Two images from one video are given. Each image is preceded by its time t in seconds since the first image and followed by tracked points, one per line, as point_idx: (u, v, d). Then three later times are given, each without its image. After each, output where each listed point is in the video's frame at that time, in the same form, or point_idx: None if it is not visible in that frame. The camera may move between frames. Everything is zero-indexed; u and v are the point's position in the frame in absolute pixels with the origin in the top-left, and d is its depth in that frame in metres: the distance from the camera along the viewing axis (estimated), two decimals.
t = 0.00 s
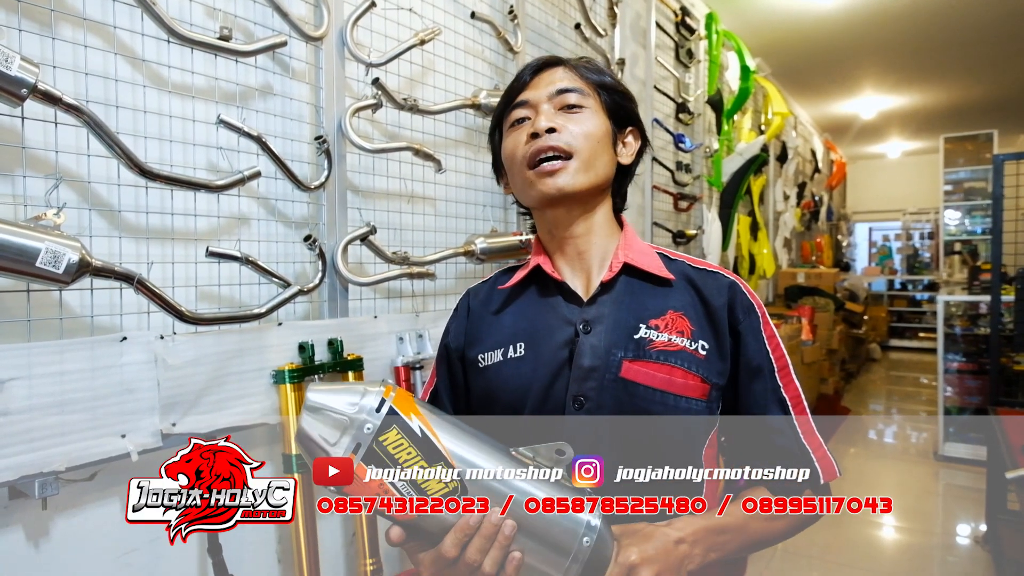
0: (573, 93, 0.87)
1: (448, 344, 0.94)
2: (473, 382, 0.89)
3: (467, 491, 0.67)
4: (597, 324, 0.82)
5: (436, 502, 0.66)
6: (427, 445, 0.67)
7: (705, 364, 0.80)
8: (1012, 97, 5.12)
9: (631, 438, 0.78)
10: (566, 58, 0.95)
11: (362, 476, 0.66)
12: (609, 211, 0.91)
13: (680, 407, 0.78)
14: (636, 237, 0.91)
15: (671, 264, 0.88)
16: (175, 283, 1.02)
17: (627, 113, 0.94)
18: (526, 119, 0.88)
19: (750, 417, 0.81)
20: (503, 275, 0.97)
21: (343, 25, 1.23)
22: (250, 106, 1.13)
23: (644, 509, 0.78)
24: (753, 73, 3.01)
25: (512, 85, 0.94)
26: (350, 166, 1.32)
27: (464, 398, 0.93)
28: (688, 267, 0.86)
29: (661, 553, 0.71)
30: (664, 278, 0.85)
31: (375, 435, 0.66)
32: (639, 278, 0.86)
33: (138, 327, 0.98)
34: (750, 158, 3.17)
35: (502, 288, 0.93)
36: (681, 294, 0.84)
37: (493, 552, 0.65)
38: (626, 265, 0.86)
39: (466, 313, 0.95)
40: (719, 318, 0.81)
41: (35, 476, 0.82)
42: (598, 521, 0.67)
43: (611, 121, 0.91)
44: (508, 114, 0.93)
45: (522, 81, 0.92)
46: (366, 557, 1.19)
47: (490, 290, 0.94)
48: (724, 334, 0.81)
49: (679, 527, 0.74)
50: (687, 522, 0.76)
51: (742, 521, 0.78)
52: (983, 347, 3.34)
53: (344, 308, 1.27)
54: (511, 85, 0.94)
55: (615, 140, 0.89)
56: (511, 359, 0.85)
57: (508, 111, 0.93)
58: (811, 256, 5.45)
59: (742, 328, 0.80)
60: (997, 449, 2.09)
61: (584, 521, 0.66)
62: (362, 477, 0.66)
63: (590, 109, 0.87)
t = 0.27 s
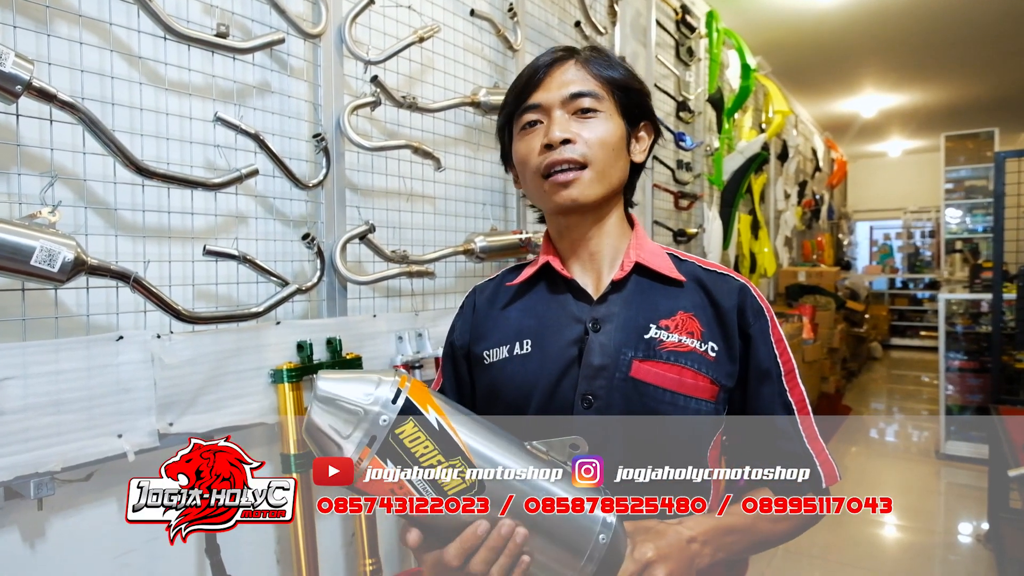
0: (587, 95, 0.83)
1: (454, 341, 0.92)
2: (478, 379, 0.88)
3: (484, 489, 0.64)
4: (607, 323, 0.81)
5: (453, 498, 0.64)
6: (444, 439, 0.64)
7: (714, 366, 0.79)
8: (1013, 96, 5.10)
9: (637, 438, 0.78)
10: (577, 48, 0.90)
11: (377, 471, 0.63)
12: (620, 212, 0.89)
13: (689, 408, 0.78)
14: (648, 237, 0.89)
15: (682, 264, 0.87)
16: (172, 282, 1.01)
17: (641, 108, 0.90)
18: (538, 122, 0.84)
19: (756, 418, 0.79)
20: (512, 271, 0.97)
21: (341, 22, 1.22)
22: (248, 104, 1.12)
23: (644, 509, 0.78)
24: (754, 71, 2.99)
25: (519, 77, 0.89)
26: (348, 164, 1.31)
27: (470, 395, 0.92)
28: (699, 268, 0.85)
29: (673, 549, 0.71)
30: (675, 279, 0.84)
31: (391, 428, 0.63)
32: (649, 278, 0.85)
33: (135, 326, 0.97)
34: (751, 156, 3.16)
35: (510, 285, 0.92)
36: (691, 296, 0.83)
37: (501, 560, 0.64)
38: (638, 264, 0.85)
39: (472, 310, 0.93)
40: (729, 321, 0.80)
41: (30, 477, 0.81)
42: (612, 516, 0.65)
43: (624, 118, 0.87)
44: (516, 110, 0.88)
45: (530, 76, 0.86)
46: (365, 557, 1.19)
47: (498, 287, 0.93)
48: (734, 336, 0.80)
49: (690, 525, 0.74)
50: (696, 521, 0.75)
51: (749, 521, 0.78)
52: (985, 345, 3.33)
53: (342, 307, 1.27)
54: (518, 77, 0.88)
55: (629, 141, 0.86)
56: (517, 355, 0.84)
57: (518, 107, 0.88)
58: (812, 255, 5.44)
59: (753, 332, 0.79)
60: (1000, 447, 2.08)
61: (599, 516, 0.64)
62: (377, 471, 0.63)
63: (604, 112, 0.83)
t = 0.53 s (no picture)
0: (600, 92, 0.82)
1: (453, 337, 0.92)
2: (478, 377, 0.87)
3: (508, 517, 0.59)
4: (613, 327, 0.80)
5: (478, 531, 0.58)
6: (464, 469, 0.58)
7: (719, 373, 0.79)
8: (1014, 96, 5.10)
9: (639, 441, 0.77)
10: (592, 42, 0.88)
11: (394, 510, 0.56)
12: (629, 213, 0.89)
13: (694, 416, 0.77)
14: (655, 240, 0.89)
15: (688, 270, 0.86)
16: (167, 281, 1.01)
17: (656, 107, 0.88)
18: (549, 118, 0.83)
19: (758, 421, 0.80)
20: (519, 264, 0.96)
21: (338, 20, 1.22)
22: (243, 102, 1.11)
23: (643, 510, 0.73)
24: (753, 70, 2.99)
25: (533, 70, 0.87)
26: (345, 163, 1.30)
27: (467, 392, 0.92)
28: (706, 275, 0.85)
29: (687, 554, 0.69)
30: (682, 285, 0.83)
31: (408, 462, 0.56)
32: (657, 283, 0.84)
33: (128, 325, 0.97)
34: (751, 156, 3.15)
35: (514, 283, 0.91)
36: (698, 302, 0.82)
37: None
38: (647, 269, 0.85)
39: (474, 307, 0.93)
40: (736, 330, 0.80)
41: (22, 477, 0.81)
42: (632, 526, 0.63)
43: (638, 117, 0.86)
44: (528, 103, 0.87)
45: (543, 71, 0.85)
46: (362, 559, 1.18)
47: (500, 285, 0.92)
48: (741, 344, 0.80)
49: (701, 529, 0.73)
50: (708, 525, 0.74)
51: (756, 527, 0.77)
52: (985, 346, 3.32)
53: (338, 306, 1.26)
54: (532, 71, 0.87)
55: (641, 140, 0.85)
56: (519, 356, 0.83)
57: (530, 102, 0.87)
58: (812, 255, 5.43)
59: (760, 341, 0.79)
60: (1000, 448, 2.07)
61: (621, 527, 0.62)
62: (393, 510, 0.56)
63: (617, 110, 0.81)
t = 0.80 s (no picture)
0: (615, 97, 0.80)
1: (450, 331, 0.89)
2: (477, 373, 0.85)
3: (529, 539, 0.58)
4: (619, 327, 0.79)
5: (501, 558, 0.57)
6: (484, 497, 0.57)
7: (723, 376, 0.79)
8: (1015, 96, 5.09)
9: (643, 441, 0.76)
10: (610, 43, 0.86)
11: (413, 544, 0.54)
12: (637, 217, 0.88)
13: (697, 417, 0.77)
14: (660, 243, 0.89)
15: (693, 273, 0.86)
16: (163, 282, 1.01)
17: (670, 115, 0.87)
18: (561, 120, 0.82)
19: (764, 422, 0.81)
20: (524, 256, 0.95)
21: (336, 19, 1.21)
22: (240, 102, 1.11)
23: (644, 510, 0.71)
24: (754, 70, 2.99)
25: (550, 66, 0.85)
26: (343, 163, 1.30)
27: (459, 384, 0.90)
28: (712, 278, 0.84)
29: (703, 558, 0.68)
30: (687, 287, 0.82)
31: (424, 492, 0.55)
32: (662, 285, 0.83)
33: (125, 326, 0.96)
34: (751, 156, 3.15)
35: (520, 279, 0.89)
36: (703, 304, 0.82)
37: None
38: (653, 270, 0.84)
39: (474, 301, 0.90)
40: (741, 332, 0.80)
41: (17, 478, 0.80)
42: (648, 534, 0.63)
43: (651, 126, 0.84)
44: (542, 102, 0.85)
45: (558, 70, 0.84)
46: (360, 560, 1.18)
47: (504, 280, 0.90)
48: (744, 347, 0.80)
49: (714, 531, 0.72)
50: (721, 526, 0.73)
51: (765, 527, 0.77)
52: (986, 346, 3.32)
53: (337, 307, 1.26)
54: (549, 68, 0.85)
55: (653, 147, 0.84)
56: (522, 353, 0.81)
57: (543, 101, 0.85)
58: (813, 255, 5.42)
59: (766, 345, 0.79)
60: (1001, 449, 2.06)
61: (638, 535, 0.62)
62: (412, 544, 0.54)
63: (631, 117, 0.80)
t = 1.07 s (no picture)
0: (606, 101, 0.79)
1: (444, 310, 0.84)
2: (466, 367, 0.82)
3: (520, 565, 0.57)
4: (612, 329, 0.79)
5: None
6: (469, 525, 0.56)
7: (720, 383, 0.78)
8: (1015, 96, 5.08)
9: (634, 445, 0.76)
10: (604, 41, 0.85)
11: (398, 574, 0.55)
12: (635, 217, 0.87)
13: (691, 424, 0.76)
14: (660, 246, 0.88)
15: (693, 278, 0.85)
16: (159, 282, 1.00)
17: (668, 112, 0.86)
18: (553, 125, 0.81)
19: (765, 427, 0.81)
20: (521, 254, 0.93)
21: (333, 19, 1.20)
22: (236, 102, 1.10)
23: (643, 510, 0.72)
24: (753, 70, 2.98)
25: (543, 69, 0.85)
26: (340, 163, 1.29)
27: (442, 370, 0.85)
28: (712, 285, 0.83)
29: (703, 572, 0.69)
30: (685, 293, 0.82)
31: (410, 526, 0.55)
32: (660, 289, 0.83)
33: (120, 327, 0.96)
34: (750, 156, 3.14)
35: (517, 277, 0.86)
36: (701, 309, 0.81)
37: None
38: (651, 273, 0.83)
39: (470, 284, 0.86)
40: (739, 339, 0.79)
41: (10, 481, 0.80)
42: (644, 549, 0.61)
43: (647, 126, 0.83)
44: (534, 106, 0.85)
45: (551, 73, 0.83)
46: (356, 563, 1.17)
47: (500, 274, 0.87)
48: (742, 354, 0.79)
49: (717, 542, 0.72)
50: (722, 537, 0.73)
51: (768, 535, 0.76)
52: (986, 347, 3.32)
53: (337, 307, 1.26)
54: (541, 72, 0.84)
55: (649, 148, 0.83)
56: (515, 348, 0.80)
57: (536, 106, 0.85)
58: (812, 255, 5.41)
59: (767, 354, 0.79)
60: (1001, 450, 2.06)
61: (635, 551, 0.60)
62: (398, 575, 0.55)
63: (622, 121, 0.79)
